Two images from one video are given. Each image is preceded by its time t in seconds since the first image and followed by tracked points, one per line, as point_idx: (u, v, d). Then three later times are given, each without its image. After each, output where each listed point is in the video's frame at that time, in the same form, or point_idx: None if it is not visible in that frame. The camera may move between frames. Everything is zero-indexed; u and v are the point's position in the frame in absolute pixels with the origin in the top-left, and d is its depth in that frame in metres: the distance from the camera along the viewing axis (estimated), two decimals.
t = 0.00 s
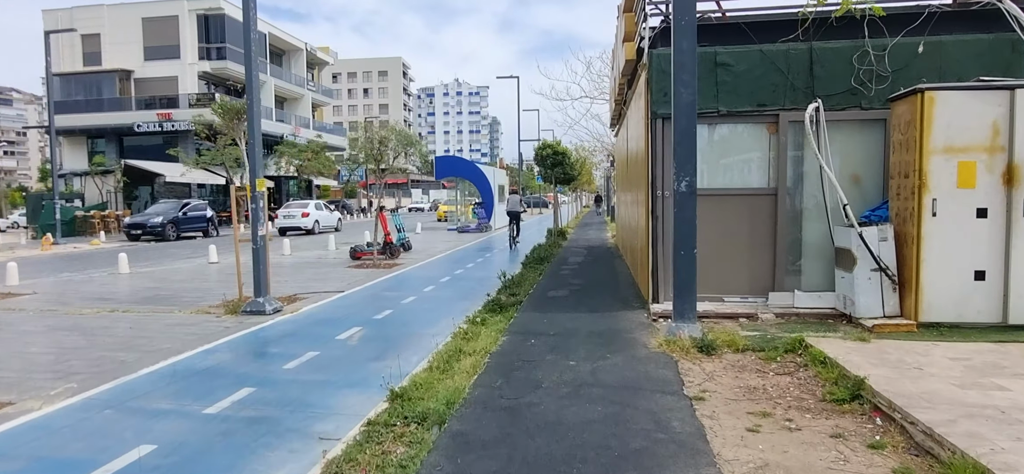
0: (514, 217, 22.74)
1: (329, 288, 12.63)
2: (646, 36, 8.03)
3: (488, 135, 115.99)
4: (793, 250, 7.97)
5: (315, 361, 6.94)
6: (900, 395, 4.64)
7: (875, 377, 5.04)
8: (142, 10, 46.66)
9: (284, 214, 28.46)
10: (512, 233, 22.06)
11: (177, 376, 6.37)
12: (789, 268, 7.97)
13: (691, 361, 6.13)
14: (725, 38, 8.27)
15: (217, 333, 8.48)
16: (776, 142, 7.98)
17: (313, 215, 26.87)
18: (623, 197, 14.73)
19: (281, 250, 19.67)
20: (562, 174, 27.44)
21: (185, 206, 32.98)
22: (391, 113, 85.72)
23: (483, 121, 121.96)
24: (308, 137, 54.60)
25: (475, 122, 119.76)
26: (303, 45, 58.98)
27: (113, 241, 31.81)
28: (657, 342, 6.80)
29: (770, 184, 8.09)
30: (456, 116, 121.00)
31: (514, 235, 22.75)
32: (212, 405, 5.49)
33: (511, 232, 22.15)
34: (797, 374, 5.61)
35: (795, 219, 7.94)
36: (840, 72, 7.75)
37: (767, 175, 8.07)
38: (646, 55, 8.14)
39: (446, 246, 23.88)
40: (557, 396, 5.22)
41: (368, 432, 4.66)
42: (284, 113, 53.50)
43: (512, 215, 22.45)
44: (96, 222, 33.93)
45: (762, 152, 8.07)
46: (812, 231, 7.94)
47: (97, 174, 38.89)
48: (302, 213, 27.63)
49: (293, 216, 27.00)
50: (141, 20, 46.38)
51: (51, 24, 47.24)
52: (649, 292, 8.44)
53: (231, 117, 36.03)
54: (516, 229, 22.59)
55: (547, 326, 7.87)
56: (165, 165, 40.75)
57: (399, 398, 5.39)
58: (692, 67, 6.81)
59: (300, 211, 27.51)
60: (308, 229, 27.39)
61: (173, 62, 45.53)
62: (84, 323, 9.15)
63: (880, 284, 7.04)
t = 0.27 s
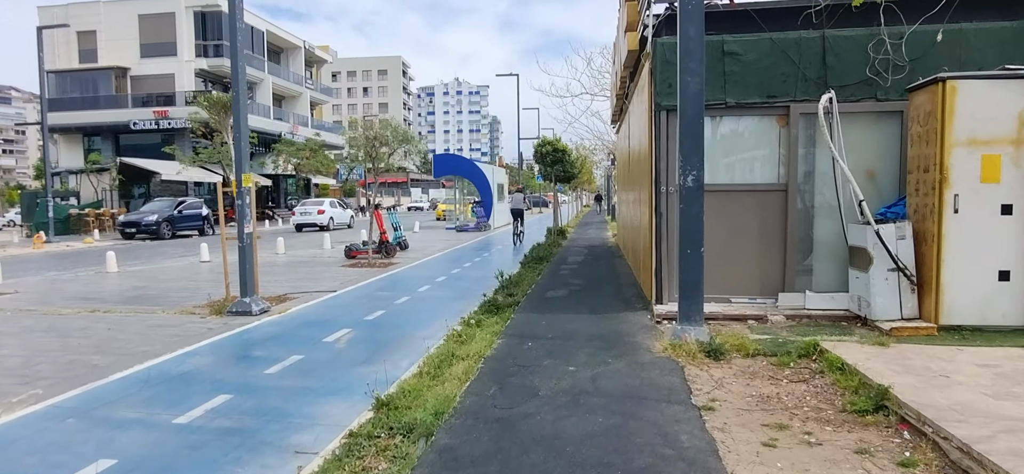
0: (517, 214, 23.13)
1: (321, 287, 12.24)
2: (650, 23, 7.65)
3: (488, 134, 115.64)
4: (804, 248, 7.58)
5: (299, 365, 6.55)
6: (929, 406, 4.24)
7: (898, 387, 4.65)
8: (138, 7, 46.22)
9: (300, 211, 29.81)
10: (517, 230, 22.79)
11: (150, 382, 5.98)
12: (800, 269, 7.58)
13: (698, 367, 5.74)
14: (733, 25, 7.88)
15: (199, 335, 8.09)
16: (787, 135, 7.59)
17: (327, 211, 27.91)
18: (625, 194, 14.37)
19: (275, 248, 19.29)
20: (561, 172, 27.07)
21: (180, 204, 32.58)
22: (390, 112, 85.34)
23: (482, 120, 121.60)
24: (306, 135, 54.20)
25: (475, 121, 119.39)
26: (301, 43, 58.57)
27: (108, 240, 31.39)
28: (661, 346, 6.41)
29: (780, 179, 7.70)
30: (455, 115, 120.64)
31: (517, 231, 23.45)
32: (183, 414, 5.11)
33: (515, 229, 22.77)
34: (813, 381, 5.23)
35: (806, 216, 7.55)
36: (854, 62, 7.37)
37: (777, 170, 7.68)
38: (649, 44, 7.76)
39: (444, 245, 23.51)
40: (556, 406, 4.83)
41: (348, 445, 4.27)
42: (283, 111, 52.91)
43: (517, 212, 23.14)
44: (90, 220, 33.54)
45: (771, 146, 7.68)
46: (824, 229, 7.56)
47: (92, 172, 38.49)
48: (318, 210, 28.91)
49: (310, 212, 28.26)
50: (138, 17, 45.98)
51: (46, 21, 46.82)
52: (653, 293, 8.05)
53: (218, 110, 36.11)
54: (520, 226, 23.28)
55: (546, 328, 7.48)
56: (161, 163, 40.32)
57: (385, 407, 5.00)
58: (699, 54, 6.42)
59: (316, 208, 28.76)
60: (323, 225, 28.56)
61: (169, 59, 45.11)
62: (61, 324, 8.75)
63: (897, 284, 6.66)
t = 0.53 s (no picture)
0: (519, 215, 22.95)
1: (312, 293, 11.84)
2: (654, 18, 7.25)
3: (487, 134, 115.24)
4: (817, 256, 7.19)
5: (281, 382, 6.15)
6: (965, 437, 3.83)
7: (928, 412, 4.25)
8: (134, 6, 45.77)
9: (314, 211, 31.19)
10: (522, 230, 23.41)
11: (118, 403, 5.58)
12: (812, 277, 7.19)
13: (706, 385, 5.35)
14: (741, 21, 7.49)
15: (179, 346, 7.69)
16: (799, 137, 7.19)
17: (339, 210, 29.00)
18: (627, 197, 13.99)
19: (269, 250, 18.90)
20: (561, 173, 26.68)
21: (175, 205, 32.16)
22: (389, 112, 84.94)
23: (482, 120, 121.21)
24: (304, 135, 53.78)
25: (475, 121, 119.00)
26: (299, 42, 58.12)
27: (101, 241, 31.00)
28: (667, 361, 6.03)
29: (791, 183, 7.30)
30: (455, 115, 120.26)
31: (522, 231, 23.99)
32: (149, 439, 4.71)
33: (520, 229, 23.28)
34: (831, 402, 4.84)
35: (818, 222, 7.16)
36: (869, 59, 6.97)
37: (787, 173, 7.29)
38: (653, 40, 7.37)
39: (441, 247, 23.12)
40: (553, 433, 4.43)
41: None
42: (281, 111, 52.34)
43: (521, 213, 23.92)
44: (84, 222, 33.16)
45: (781, 147, 7.28)
46: (837, 236, 7.16)
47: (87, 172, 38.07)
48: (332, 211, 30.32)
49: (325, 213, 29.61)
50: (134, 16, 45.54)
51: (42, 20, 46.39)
52: (657, 302, 7.65)
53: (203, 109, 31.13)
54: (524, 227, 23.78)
55: (544, 341, 7.08)
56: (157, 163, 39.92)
57: (368, 433, 4.60)
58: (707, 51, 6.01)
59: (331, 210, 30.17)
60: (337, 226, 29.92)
61: (165, 59, 44.68)
62: (37, 335, 8.36)
63: (917, 295, 6.26)
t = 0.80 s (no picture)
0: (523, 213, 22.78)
1: (305, 292, 11.48)
2: (661, 5, 6.89)
3: (488, 133, 114.90)
4: (831, 256, 6.82)
5: (264, 387, 5.79)
6: (1010, 455, 3.47)
7: (965, 427, 3.88)
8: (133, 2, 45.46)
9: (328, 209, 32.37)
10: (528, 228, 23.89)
11: (89, 410, 5.22)
12: (827, 280, 6.81)
13: (718, 394, 4.99)
14: (753, 10, 7.14)
15: (162, 347, 7.33)
16: (814, 131, 6.82)
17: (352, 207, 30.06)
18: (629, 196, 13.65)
19: (264, 248, 18.55)
20: (562, 172, 26.33)
21: (172, 202, 31.82)
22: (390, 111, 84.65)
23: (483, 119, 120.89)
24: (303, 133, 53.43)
25: (476, 120, 118.69)
26: (300, 40, 57.79)
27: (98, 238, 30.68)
28: (675, 367, 5.66)
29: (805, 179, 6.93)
30: (456, 114, 119.95)
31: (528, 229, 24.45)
32: (115, 451, 4.35)
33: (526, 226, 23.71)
34: (855, 414, 4.47)
35: (834, 220, 6.79)
36: (888, 49, 6.61)
37: (801, 169, 6.92)
38: (660, 29, 7.01)
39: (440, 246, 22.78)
40: (553, 447, 4.06)
41: None
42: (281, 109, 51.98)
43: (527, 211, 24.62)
44: (81, 219, 32.86)
45: (795, 142, 6.91)
46: (853, 235, 6.79)
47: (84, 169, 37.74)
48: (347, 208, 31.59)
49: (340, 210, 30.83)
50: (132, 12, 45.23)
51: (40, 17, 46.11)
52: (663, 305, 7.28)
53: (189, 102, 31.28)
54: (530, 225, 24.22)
55: (544, 344, 6.72)
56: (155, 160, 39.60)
57: (353, 445, 4.22)
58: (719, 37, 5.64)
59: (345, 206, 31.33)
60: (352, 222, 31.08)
61: (164, 55, 44.36)
62: (14, 335, 7.99)
63: (941, 298, 5.89)
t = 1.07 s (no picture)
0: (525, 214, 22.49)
1: (295, 298, 11.10)
2: None
3: (488, 133, 114.57)
4: (846, 266, 6.43)
5: (241, 407, 5.39)
6: None
7: (1007, 464, 3.51)
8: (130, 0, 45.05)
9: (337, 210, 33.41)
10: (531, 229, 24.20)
11: (50, 434, 4.84)
12: (841, 291, 6.43)
13: (729, 419, 4.61)
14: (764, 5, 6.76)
15: (139, 360, 6.95)
16: (828, 132, 6.43)
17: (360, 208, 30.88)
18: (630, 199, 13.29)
19: (258, 250, 18.18)
20: (562, 173, 25.96)
21: (167, 203, 31.44)
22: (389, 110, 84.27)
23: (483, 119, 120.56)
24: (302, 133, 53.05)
25: (476, 120, 118.34)
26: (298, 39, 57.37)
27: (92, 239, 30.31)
28: (682, 386, 5.28)
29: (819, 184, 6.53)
30: (456, 114, 119.60)
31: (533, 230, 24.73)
32: None
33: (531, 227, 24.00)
34: (879, 444, 4.09)
35: (849, 228, 6.40)
36: (908, 47, 6.23)
37: (814, 173, 6.53)
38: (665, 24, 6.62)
39: (438, 248, 22.42)
40: None
41: None
42: (280, 109, 51.64)
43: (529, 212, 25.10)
44: (76, 220, 32.51)
45: (808, 144, 6.52)
46: (870, 243, 6.40)
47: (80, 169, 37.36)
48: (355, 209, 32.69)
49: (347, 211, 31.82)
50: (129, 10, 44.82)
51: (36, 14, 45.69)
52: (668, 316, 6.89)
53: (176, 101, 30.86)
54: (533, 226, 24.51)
55: (542, 358, 6.34)
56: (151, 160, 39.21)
57: None
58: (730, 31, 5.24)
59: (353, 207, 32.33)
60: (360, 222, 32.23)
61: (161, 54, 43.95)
62: None
63: (966, 312, 5.50)
